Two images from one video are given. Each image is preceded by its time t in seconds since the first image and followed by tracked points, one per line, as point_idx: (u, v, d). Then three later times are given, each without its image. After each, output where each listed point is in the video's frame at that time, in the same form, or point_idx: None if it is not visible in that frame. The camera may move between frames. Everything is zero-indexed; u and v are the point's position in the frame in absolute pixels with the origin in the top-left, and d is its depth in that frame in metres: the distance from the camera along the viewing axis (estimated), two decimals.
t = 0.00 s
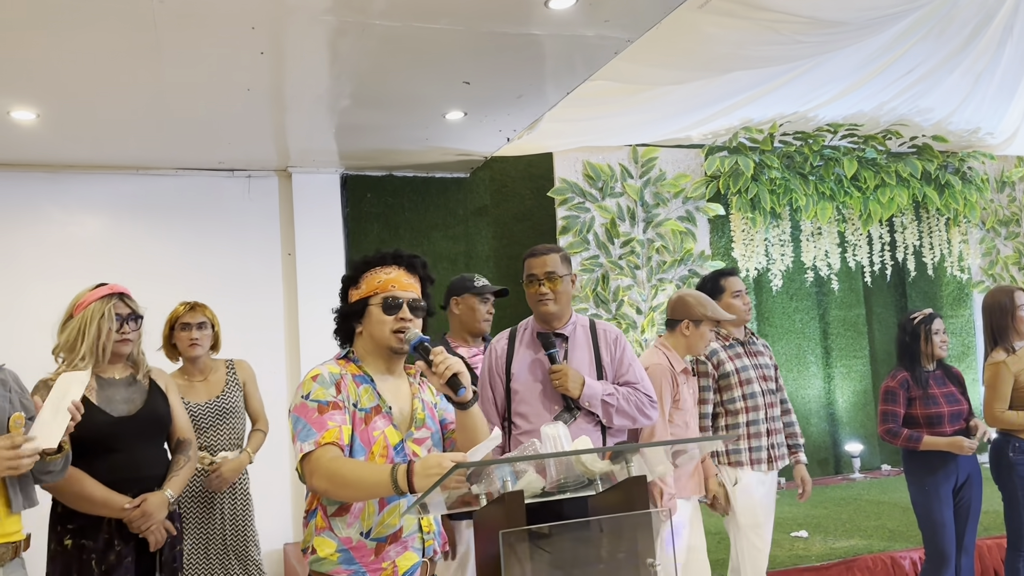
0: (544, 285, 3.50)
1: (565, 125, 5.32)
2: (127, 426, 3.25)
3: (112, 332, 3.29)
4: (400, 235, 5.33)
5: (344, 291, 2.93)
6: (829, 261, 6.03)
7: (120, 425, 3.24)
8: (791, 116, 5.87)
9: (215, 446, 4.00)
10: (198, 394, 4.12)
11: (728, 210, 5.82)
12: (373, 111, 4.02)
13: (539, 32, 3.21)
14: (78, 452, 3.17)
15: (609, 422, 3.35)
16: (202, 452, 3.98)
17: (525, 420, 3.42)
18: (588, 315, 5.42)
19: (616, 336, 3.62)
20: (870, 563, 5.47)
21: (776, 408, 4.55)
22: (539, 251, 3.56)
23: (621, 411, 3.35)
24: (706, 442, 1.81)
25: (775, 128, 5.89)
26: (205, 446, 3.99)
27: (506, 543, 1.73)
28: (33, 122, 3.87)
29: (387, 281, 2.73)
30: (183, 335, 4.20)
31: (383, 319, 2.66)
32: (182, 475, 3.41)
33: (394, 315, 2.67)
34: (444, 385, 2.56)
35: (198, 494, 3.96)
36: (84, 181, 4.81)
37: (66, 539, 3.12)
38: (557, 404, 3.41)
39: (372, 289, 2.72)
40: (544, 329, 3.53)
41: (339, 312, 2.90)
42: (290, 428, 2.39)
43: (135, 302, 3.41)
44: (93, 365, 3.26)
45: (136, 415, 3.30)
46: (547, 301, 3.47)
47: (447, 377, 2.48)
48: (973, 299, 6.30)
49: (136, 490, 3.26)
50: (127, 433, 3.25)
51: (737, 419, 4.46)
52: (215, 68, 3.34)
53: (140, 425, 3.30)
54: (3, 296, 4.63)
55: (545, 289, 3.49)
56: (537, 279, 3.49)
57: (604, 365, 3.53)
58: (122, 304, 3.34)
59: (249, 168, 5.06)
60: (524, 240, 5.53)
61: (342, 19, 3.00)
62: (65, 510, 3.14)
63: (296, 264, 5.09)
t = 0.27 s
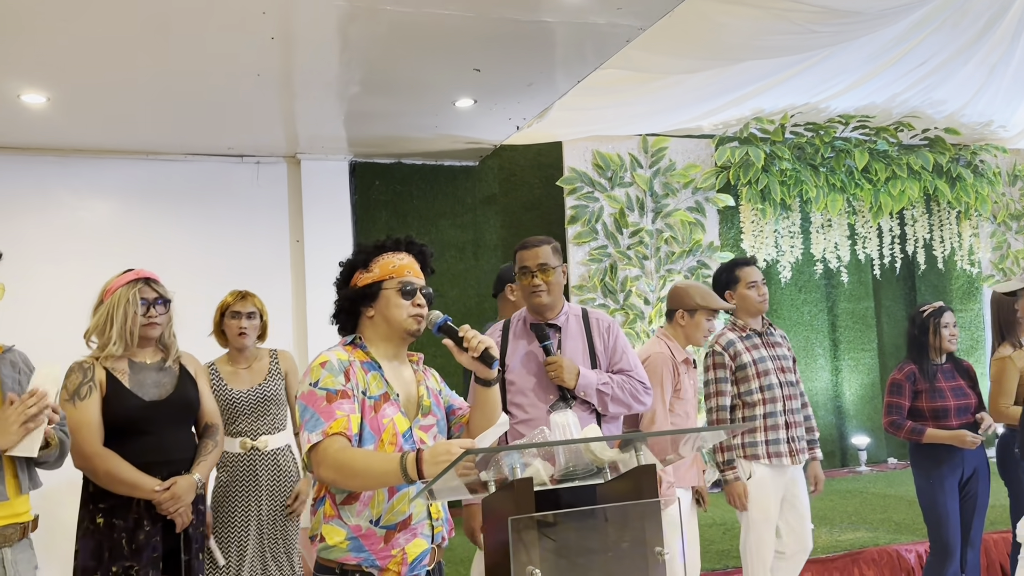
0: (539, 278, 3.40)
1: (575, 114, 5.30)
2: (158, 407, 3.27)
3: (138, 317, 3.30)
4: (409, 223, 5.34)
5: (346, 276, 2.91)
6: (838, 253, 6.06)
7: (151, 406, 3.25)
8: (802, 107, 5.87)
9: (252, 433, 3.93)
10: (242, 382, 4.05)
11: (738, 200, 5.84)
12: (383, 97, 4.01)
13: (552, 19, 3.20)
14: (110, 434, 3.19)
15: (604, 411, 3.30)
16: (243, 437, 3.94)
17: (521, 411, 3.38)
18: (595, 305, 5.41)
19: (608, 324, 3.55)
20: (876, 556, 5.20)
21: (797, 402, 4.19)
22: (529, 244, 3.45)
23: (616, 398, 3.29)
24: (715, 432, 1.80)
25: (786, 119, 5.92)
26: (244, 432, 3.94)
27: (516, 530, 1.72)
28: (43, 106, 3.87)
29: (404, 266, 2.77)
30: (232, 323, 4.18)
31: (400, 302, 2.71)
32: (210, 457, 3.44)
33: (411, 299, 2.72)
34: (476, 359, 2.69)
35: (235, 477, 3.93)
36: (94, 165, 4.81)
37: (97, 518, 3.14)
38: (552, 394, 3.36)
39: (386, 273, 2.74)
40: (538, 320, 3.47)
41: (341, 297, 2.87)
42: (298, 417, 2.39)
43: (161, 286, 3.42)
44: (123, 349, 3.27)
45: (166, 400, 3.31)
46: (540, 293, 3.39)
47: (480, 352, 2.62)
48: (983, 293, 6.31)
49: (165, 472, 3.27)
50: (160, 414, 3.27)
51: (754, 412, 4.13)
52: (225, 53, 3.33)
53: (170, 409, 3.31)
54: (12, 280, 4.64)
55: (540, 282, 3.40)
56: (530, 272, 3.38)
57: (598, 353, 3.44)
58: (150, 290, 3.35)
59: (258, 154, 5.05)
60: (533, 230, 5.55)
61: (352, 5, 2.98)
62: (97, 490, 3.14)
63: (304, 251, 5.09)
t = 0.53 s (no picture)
0: (549, 264, 3.38)
1: (583, 104, 5.27)
2: (174, 392, 3.28)
3: (155, 302, 3.30)
4: (415, 211, 5.33)
5: (350, 264, 2.89)
6: (847, 246, 6.08)
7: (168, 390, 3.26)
8: (812, 98, 5.83)
9: (277, 416, 3.84)
10: (270, 368, 3.96)
11: (746, 192, 5.85)
12: (391, 85, 3.99)
13: (561, 7, 3.18)
14: (125, 416, 3.20)
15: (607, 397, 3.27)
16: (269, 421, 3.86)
17: (526, 400, 3.37)
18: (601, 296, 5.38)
19: (607, 312, 3.53)
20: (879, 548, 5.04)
21: (809, 395, 3.99)
22: (530, 233, 3.45)
23: (619, 383, 3.27)
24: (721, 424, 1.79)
25: (796, 111, 5.89)
26: (268, 416, 3.86)
27: (521, 519, 1.72)
28: (52, 90, 3.86)
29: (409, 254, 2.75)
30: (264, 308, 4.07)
31: (407, 290, 2.69)
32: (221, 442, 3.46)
33: (417, 286, 2.70)
34: (483, 347, 2.70)
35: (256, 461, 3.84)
36: (103, 150, 4.82)
37: (110, 497, 3.15)
38: (555, 383, 3.35)
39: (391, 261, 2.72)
40: (543, 308, 3.43)
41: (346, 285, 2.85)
42: (304, 405, 2.38)
43: (179, 272, 3.41)
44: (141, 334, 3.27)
45: (183, 384, 3.32)
46: (552, 280, 3.36)
47: (487, 340, 2.65)
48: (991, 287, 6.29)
49: (178, 455, 3.28)
50: (176, 398, 3.28)
51: (764, 404, 3.94)
52: (234, 38, 3.32)
53: (186, 394, 3.32)
54: (20, 264, 4.65)
55: (551, 268, 3.38)
56: (542, 257, 3.36)
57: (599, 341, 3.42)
58: (168, 275, 3.35)
59: (266, 141, 5.05)
60: (540, 219, 5.56)
61: None
62: (110, 470, 3.14)
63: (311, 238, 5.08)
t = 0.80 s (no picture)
0: (568, 254, 3.37)
1: (591, 94, 5.26)
2: (180, 375, 3.31)
3: (168, 290, 3.32)
4: (421, 201, 5.32)
5: (357, 253, 2.88)
6: (854, 239, 6.08)
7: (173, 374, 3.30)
8: (821, 90, 5.80)
9: (296, 401, 3.79)
10: (292, 353, 3.91)
11: (754, 184, 5.84)
12: (398, 73, 3.98)
13: None
14: (131, 399, 3.22)
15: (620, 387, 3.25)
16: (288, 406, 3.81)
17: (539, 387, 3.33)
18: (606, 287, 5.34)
19: (621, 306, 3.53)
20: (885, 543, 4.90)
21: (823, 386, 3.80)
22: (550, 223, 3.44)
23: (632, 374, 3.24)
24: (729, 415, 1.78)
25: (805, 102, 5.84)
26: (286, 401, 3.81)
27: (524, 509, 1.71)
28: (60, 76, 3.86)
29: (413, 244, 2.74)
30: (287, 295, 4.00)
31: (410, 281, 2.68)
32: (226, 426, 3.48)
33: (421, 277, 2.69)
34: (484, 343, 2.71)
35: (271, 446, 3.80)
36: (109, 137, 4.82)
37: (118, 481, 3.16)
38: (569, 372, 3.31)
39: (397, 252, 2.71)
40: (556, 298, 3.40)
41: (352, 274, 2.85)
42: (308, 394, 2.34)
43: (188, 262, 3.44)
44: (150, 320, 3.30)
45: (188, 368, 3.35)
46: (570, 270, 3.35)
47: (488, 336, 2.64)
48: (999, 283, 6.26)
49: (184, 438, 3.31)
50: (181, 381, 3.31)
51: (773, 395, 3.80)
52: (241, 25, 3.31)
53: (191, 378, 3.35)
54: (26, 250, 4.65)
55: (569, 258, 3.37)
56: (561, 246, 3.36)
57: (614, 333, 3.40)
58: (179, 263, 3.38)
59: (273, 129, 5.04)
60: (547, 210, 5.56)
61: None
62: (117, 454, 3.17)
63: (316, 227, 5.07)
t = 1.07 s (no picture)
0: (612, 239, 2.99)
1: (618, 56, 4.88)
2: (143, 369, 2.90)
3: (133, 278, 2.92)
4: (417, 178, 4.89)
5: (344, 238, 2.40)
6: (908, 226, 5.55)
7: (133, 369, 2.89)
8: (873, 56, 5.41)
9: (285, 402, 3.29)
10: (282, 350, 3.37)
11: (795, 162, 5.34)
12: (389, 34, 3.53)
13: None
14: (86, 399, 2.81)
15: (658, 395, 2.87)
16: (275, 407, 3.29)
17: (566, 388, 2.91)
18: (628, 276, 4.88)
19: (662, 303, 3.12)
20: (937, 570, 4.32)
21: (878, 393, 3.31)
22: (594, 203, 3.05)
23: (672, 381, 2.88)
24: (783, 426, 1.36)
25: (853, 70, 5.38)
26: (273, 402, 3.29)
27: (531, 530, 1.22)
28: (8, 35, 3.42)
29: (407, 228, 2.26)
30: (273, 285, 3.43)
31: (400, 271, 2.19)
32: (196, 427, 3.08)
33: (414, 268, 2.20)
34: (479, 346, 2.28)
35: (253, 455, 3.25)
36: (67, 105, 4.38)
37: (74, 494, 2.73)
38: (603, 372, 2.91)
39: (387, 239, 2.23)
40: (593, 289, 3.01)
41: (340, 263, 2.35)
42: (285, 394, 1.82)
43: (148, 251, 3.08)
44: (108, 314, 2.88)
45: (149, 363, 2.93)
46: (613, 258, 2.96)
47: (485, 339, 2.25)
48: None
49: (149, 440, 2.90)
50: (145, 376, 2.90)
51: (818, 402, 3.34)
52: None
53: (154, 372, 2.94)
54: None
55: (613, 244, 2.99)
56: (605, 229, 2.96)
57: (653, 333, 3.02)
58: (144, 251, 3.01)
59: (249, 96, 4.60)
60: (558, 192, 5.10)
61: None
62: (71, 463, 2.74)
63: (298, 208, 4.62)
